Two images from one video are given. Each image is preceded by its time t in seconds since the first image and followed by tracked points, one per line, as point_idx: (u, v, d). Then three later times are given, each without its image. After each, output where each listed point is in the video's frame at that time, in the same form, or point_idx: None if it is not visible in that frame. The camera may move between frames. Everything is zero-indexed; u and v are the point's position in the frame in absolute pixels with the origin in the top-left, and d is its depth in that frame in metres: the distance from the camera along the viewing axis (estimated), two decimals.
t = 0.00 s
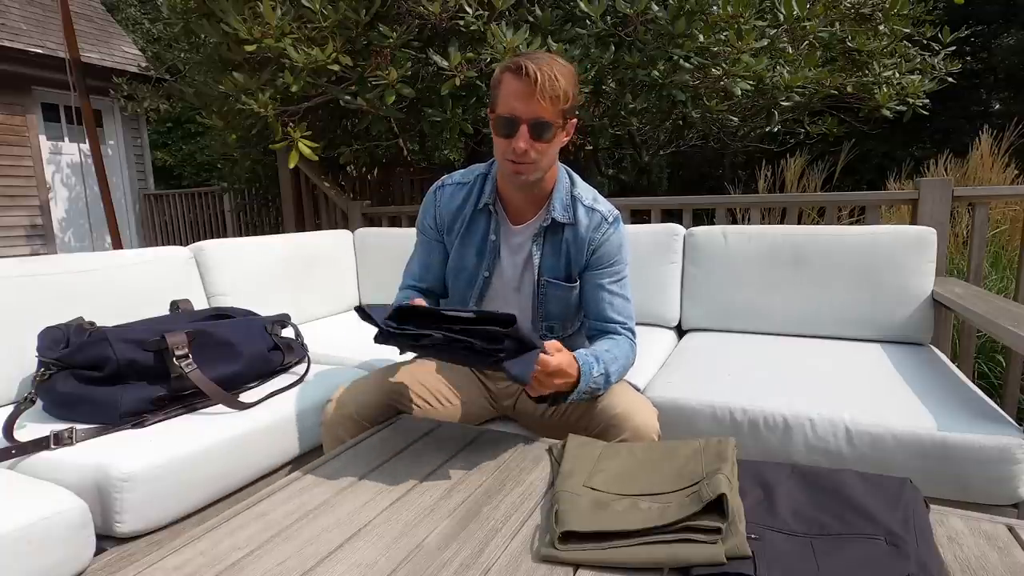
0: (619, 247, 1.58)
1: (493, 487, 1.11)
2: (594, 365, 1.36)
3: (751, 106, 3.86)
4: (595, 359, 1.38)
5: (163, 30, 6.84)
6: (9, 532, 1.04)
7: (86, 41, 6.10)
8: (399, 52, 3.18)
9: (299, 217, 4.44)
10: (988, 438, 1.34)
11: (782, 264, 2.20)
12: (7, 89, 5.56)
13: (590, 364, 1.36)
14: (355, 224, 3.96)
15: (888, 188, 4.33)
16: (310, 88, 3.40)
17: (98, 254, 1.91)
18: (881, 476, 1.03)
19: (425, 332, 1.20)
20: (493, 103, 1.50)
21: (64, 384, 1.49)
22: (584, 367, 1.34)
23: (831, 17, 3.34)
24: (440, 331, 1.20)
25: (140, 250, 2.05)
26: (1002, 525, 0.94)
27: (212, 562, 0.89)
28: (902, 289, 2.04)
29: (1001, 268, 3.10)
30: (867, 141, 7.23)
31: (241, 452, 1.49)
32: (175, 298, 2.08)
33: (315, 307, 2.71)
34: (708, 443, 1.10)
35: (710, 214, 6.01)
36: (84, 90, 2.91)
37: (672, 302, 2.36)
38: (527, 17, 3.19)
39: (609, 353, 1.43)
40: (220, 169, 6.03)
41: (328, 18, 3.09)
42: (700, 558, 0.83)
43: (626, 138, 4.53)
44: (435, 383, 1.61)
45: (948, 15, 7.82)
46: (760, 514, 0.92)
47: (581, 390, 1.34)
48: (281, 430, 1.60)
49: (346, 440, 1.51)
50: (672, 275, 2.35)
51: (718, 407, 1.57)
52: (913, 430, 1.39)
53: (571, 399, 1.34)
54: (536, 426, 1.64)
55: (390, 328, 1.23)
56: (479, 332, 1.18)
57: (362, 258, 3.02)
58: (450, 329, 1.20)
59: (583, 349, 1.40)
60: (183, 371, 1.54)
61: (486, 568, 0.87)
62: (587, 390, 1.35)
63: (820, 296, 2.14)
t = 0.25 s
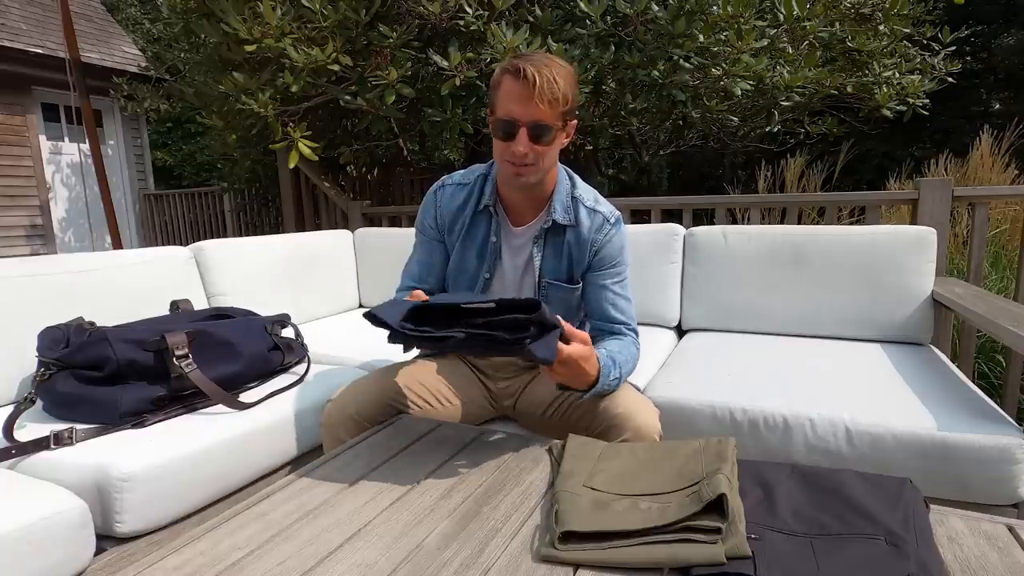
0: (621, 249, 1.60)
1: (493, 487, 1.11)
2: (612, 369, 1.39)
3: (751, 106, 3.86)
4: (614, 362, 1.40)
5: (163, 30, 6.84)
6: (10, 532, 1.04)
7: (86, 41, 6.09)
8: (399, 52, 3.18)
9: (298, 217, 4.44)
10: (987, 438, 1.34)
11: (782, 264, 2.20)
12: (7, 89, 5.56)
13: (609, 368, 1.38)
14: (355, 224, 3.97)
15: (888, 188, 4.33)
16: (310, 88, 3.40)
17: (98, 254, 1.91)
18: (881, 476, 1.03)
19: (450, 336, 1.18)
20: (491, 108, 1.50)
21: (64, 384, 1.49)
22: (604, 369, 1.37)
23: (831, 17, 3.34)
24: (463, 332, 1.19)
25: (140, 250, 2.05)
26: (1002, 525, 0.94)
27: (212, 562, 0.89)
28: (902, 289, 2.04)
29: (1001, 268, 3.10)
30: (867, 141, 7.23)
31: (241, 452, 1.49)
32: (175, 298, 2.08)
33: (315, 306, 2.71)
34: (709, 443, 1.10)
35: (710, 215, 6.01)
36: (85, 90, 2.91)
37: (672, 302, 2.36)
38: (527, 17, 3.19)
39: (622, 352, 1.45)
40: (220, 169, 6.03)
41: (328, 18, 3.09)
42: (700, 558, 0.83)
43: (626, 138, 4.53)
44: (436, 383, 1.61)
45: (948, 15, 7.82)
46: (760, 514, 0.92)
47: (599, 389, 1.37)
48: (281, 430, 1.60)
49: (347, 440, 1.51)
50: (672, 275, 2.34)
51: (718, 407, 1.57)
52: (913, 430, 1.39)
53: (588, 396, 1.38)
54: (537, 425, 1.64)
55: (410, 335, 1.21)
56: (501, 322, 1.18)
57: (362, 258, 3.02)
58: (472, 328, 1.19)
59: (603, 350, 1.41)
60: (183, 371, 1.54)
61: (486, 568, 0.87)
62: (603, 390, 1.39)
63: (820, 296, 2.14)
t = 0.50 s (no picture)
0: (622, 249, 1.60)
1: (493, 487, 1.11)
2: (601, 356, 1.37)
3: (751, 106, 3.86)
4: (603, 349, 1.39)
5: (163, 30, 6.84)
6: (10, 532, 1.04)
7: (86, 41, 6.09)
8: (399, 52, 3.18)
9: (299, 217, 4.44)
10: (988, 438, 1.34)
11: (782, 264, 2.20)
12: (8, 89, 5.56)
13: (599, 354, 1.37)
14: (355, 224, 3.97)
15: (888, 188, 4.33)
16: (310, 88, 3.40)
17: (98, 254, 1.91)
18: (881, 476, 1.03)
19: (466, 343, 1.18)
20: (508, 100, 1.49)
21: (64, 384, 1.49)
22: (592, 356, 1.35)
23: (831, 17, 3.34)
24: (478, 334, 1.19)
25: (140, 250, 2.05)
26: (1002, 525, 0.94)
27: (212, 562, 0.89)
28: (902, 289, 2.04)
29: (1001, 268, 3.10)
30: (867, 141, 7.23)
31: (241, 452, 1.48)
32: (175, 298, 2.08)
33: (315, 306, 2.70)
34: (709, 443, 1.10)
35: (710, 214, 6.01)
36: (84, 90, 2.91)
37: (672, 302, 2.36)
38: (527, 17, 3.19)
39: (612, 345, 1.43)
40: (220, 169, 6.03)
41: (328, 18, 3.09)
42: (700, 558, 0.83)
43: (626, 138, 4.52)
44: (436, 383, 1.61)
45: (948, 15, 7.82)
46: (760, 514, 0.92)
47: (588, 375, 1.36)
48: (281, 430, 1.60)
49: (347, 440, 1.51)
50: (672, 275, 2.34)
51: (718, 408, 1.57)
52: (913, 430, 1.39)
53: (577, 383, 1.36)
54: (537, 425, 1.63)
55: (426, 342, 1.21)
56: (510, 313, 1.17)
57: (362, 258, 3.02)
58: (483, 330, 1.18)
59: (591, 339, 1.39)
60: (183, 371, 1.54)
61: (486, 568, 0.87)
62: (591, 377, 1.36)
63: (820, 296, 2.14)
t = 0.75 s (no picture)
0: (622, 249, 1.60)
1: (493, 487, 1.11)
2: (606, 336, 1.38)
3: (751, 106, 3.86)
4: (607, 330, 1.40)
5: (163, 30, 6.84)
6: (10, 532, 1.04)
7: (86, 41, 6.09)
8: (399, 52, 3.18)
9: (299, 217, 4.44)
10: (988, 438, 1.34)
11: (782, 264, 2.20)
12: (7, 89, 5.56)
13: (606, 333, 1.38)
14: (355, 224, 3.97)
15: (888, 188, 4.33)
16: (310, 88, 3.40)
17: (98, 254, 1.91)
18: (881, 476, 1.03)
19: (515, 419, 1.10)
20: (492, 98, 1.52)
21: (64, 384, 1.49)
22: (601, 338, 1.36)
23: (831, 17, 3.34)
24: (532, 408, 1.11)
25: (140, 250, 2.05)
26: (1002, 525, 0.94)
27: (212, 562, 0.89)
28: (902, 289, 2.04)
29: (1001, 268, 3.10)
30: (867, 141, 7.23)
31: (242, 452, 1.48)
32: (175, 298, 2.08)
33: (315, 306, 2.70)
34: (709, 443, 1.10)
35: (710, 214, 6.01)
36: (84, 90, 2.91)
37: (672, 302, 2.36)
38: (527, 17, 3.19)
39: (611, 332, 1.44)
40: (220, 169, 6.03)
41: (328, 18, 3.09)
42: (700, 558, 0.83)
43: (626, 138, 4.52)
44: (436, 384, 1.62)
45: (948, 15, 7.81)
46: (759, 514, 0.92)
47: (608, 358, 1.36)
48: (281, 431, 1.60)
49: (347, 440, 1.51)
50: (672, 275, 2.34)
51: (718, 408, 1.57)
52: (913, 430, 1.39)
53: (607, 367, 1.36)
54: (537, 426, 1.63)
55: (470, 406, 1.12)
56: (572, 392, 1.09)
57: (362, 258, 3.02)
58: (537, 399, 1.11)
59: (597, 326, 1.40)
60: (183, 371, 1.54)
61: (486, 568, 0.87)
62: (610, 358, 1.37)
63: (820, 296, 2.14)
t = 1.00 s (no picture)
0: (619, 244, 1.63)
1: (493, 487, 1.11)
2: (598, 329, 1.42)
3: (751, 106, 3.86)
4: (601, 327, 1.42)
5: (163, 30, 6.84)
6: (10, 532, 1.04)
7: (86, 41, 6.09)
8: (399, 52, 3.18)
9: (299, 217, 4.44)
10: (988, 438, 1.34)
11: (781, 264, 2.20)
12: (7, 89, 5.56)
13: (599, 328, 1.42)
14: (355, 224, 3.97)
15: (888, 188, 4.33)
16: (310, 88, 3.40)
17: (98, 254, 1.91)
18: (881, 476, 1.03)
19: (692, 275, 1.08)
20: (489, 97, 1.51)
21: (64, 384, 1.49)
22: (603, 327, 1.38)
23: (831, 17, 3.34)
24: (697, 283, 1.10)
25: (140, 250, 2.05)
26: (1002, 525, 0.94)
27: (212, 562, 0.89)
28: (902, 289, 2.04)
29: (1001, 268, 3.11)
30: (867, 140, 7.23)
31: (242, 452, 1.48)
32: (175, 298, 2.08)
33: (315, 306, 2.71)
34: (708, 443, 1.10)
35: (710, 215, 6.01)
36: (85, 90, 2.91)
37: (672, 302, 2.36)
38: (527, 17, 3.19)
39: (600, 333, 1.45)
40: (220, 169, 6.03)
41: (328, 18, 3.09)
42: (700, 558, 0.83)
43: (626, 138, 4.52)
44: (436, 383, 1.61)
45: (948, 15, 7.81)
46: (759, 514, 0.92)
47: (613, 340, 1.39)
48: (281, 431, 1.60)
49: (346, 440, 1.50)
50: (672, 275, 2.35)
51: (718, 407, 1.57)
52: (913, 430, 1.39)
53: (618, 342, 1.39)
54: (537, 426, 1.63)
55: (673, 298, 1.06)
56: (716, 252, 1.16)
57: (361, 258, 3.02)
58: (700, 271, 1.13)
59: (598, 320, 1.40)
60: (183, 371, 1.54)
61: (486, 568, 0.87)
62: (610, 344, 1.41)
63: (820, 296, 2.14)
